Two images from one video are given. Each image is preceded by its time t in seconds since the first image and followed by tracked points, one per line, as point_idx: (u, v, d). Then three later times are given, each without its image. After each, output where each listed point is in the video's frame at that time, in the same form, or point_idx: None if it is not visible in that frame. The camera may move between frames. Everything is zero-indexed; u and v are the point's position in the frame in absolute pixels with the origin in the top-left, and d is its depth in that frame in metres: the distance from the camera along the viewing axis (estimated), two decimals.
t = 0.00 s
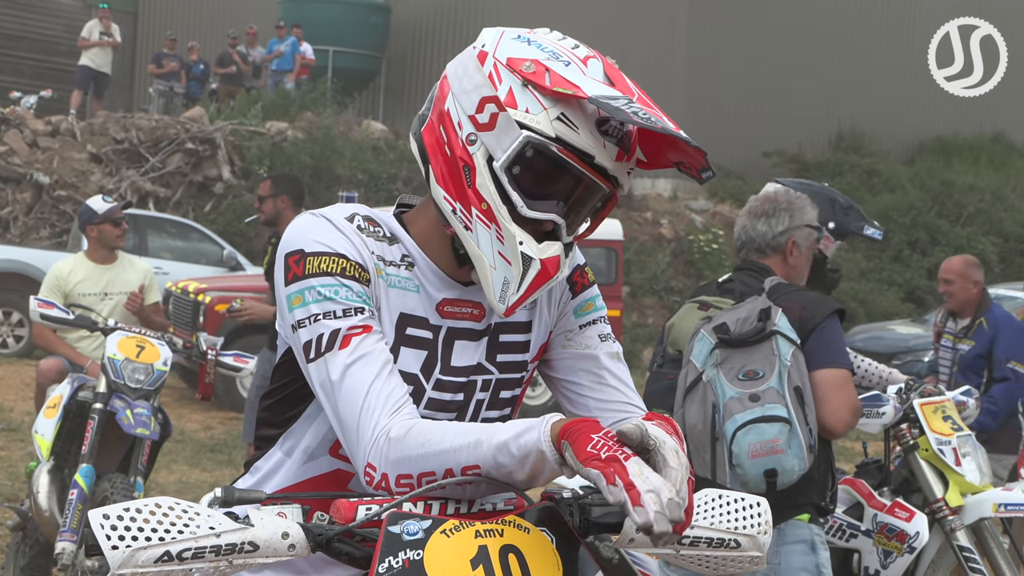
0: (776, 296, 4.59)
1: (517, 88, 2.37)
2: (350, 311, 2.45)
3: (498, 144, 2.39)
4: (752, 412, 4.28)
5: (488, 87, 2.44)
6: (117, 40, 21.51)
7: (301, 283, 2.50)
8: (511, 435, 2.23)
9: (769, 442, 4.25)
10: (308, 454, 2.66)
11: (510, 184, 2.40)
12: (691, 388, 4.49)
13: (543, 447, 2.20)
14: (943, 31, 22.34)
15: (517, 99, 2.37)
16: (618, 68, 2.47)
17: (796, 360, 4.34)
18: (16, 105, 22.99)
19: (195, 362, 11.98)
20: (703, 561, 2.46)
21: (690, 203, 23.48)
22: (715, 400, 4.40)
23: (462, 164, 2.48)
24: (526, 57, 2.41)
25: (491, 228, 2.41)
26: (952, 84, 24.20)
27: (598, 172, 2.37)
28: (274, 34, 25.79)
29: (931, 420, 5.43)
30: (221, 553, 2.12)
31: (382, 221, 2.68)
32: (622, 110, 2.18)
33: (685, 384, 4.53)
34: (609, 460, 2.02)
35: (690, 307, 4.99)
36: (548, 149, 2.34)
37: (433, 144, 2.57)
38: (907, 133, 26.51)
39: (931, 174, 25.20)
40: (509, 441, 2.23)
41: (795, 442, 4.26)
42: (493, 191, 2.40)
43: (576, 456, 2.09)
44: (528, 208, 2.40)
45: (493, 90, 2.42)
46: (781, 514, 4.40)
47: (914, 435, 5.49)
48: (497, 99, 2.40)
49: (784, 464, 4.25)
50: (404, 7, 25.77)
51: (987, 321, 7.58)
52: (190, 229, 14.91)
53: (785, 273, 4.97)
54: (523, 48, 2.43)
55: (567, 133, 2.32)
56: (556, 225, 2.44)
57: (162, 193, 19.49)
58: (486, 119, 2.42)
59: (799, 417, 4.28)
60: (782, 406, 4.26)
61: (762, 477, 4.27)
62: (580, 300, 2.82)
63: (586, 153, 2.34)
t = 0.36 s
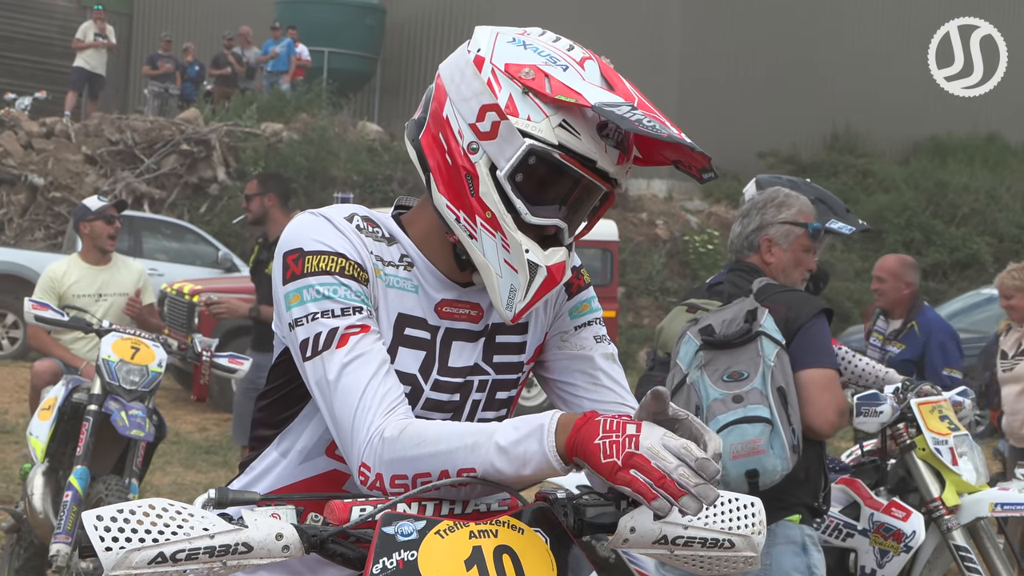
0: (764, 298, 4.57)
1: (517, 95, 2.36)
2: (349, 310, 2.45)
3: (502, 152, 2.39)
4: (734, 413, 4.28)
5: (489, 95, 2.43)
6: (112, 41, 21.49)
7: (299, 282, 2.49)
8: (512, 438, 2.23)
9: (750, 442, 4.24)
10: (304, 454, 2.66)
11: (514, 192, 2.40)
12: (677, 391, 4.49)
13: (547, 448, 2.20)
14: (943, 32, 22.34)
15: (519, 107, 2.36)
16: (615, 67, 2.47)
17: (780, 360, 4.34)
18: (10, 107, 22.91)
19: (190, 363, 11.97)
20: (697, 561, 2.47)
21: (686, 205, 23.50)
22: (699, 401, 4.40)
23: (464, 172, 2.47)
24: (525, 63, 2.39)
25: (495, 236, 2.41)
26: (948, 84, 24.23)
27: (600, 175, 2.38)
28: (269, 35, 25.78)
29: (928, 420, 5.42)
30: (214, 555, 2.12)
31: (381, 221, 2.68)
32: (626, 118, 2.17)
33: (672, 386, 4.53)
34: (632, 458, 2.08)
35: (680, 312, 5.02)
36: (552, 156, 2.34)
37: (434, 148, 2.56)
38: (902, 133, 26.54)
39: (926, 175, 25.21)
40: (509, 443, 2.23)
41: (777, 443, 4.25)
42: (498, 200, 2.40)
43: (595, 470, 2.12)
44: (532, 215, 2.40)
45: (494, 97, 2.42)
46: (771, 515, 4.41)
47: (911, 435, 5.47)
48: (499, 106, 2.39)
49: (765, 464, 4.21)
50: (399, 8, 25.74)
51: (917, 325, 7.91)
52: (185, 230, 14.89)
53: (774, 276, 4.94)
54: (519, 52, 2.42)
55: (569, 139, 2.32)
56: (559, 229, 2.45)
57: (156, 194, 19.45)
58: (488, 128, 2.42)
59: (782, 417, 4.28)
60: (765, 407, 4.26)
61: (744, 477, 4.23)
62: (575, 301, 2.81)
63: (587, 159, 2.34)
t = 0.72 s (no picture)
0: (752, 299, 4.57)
1: (486, 106, 2.37)
2: (340, 311, 2.45)
3: (475, 165, 2.40)
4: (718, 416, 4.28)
5: (458, 106, 2.43)
6: (102, 44, 21.44)
7: (290, 283, 2.49)
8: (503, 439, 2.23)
9: (735, 445, 4.24)
10: (295, 456, 2.65)
11: (493, 202, 2.40)
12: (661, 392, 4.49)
13: (543, 448, 2.21)
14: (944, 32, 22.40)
15: (489, 117, 2.35)
16: (586, 67, 2.46)
17: (765, 362, 4.33)
18: None
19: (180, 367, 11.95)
20: (690, 562, 2.47)
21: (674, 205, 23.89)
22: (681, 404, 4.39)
23: (443, 185, 2.47)
24: (494, 70, 2.39)
25: (479, 248, 2.43)
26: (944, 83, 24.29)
27: (578, 178, 2.37)
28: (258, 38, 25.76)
29: (922, 421, 5.43)
30: (208, 557, 2.12)
31: (371, 223, 2.68)
32: (594, 128, 2.18)
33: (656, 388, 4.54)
34: (634, 423, 2.10)
35: (668, 314, 5.06)
36: (526, 164, 2.33)
37: (412, 158, 2.57)
38: (893, 134, 26.59)
39: (915, 175, 25.27)
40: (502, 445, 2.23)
41: (760, 446, 4.25)
42: (476, 211, 2.41)
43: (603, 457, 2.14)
44: (513, 221, 2.40)
45: (465, 108, 2.41)
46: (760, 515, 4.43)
47: (906, 435, 5.47)
48: (469, 118, 2.39)
49: (748, 467, 4.24)
50: (388, 11, 25.70)
51: (841, 323, 7.72)
52: (175, 233, 14.88)
53: (764, 277, 4.96)
54: (488, 57, 2.43)
55: (542, 146, 2.31)
56: (543, 234, 2.46)
57: (146, 197, 19.38)
58: (460, 141, 2.42)
59: (765, 419, 4.27)
60: (749, 409, 4.24)
61: (728, 480, 4.28)
62: (568, 302, 2.81)
63: (563, 163, 2.34)
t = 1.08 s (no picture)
0: (747, 300, 4.52)
1: (460, 118, 2.39)
2: (337, 314, 2.45)
3: (452, 178, 2.43)
4: (713, 416, 4.28)
5: (433, 119, 2.46)
6: (97, 46, 21.45)
7: (287, 287, 2.50)
8: (500, 445, 2.23)
9: (728, 445, 4.24)
10: (293, 458, 2.65)
11: (473, 213, 2.41)
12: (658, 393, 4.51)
13: (539, 450, 2.20)
14: (943, 32, 22.38)
15: (462, 131, 2.37)
16: (562, 72, 2.46)
17: (761, 363, 4.32)
18: None
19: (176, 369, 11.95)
20: (687, 565, 2.48)
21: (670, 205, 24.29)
22: (678, 405, 4.41)
23: (424, 199, 2.51)
24: (467, 81, 2.41)
25: (461, 259, 2.46)
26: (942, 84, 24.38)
27: (557, 185, 2.37)
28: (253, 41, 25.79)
29: (958, 429, 5.44)
30: (207, 557, 2.12)
31: (367, 226, 2.68)
32: (560, 143, 2.20)
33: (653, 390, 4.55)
34: (618, 462, 2.08)
35: (664, 314, 5.09)
36: (502, 174, 2.35)
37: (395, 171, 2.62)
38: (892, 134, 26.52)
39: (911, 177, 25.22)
40: (498, 451, 2.23)
41: (756, 447, 4.25)
42: (457, 224, 2.43)
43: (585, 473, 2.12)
44: (496, 231, 2.41)
45: (439, 122, 2.44)
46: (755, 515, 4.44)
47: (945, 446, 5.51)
48: (444, 131, 2.42)
49: (743, 467, 4.23)
50: (384, 13, 25.69)
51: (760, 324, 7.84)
52: (170, 235, 14.89)
53: (760, 278, 4.95)
54: (463, 67, 2.44)
55: (515, 157, 2.32)
56: (528, 241, 2.46)
57: (142, 199, 19.32)
58: (436, 154, 2.46)
59: (760, 419, 4.27)
60: (744, 409, 4.25)
61: (723, 480, 4.27)
62: (565, 306, 2.81)
63: (539, 172, 2.34)
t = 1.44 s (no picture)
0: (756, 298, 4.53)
1: (408, 130, 2.44)
2: (339, 316, 2.46)
3: (410, 191, 2.47)
4: (706, 411, 4.30)
5: (387, 136, 2.52)
6: (96, 47, 21.49)
7: (289, 289, 2.51)
8: (501, 446, 2.24)
9: (718, 440, 4.25)
10: (295, 460, 2.66)
11: (439, 220, 2.44)
12: (659, 389, 4.56)
13: (536, 448, 2.21)
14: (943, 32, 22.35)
15: (411, 143, 2.43)
16: (507, 62, 2.47)
17: (758, 360, 4.31)
18: None
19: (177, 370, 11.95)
20: (690, 567, 2.44)
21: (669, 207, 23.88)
22: (675, 400, 4.44)
23: (393, 213, 2.55)
24: (410, 92, 2.46)
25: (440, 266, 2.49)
26: (942, 84, 23.82)
27: (515, 179, 2.38)
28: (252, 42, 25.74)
29: None
30: (208, 557, 2.12)
31: (368, 228, 2.69)
32: (489, 145, 2.25)
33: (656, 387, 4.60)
34: (607, 500, 2.08)
35: (676, 312, 5.11)
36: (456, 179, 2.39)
37: (366, 181, 2.66)
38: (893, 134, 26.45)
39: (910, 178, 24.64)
40: (499, 452, 2.23)
41: (746, 444, 4.22)
42: (428, 233, 2.45)
43: (573, 480, 2.12)
44: (468, 234, 2.43)
45: (391, 137, 2.50)
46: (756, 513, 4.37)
47: None
48: (395, 146, 2.48)
49: (731, 461, 4.22)
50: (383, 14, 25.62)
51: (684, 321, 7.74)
52: (169, 236, 14.88)
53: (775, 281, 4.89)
54: (406, 75, 2.49)
55: (462, 159, 2.36)
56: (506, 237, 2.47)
57: (141, 200, 19.17)
58: (393, 169, 2.51)
59: (753, 416, 4.25)
60: (736, 405, 4.25)
61: (713, 474, 4.26)
62: (566, 307, 2.82)
63: (494, 171, 2.37)
